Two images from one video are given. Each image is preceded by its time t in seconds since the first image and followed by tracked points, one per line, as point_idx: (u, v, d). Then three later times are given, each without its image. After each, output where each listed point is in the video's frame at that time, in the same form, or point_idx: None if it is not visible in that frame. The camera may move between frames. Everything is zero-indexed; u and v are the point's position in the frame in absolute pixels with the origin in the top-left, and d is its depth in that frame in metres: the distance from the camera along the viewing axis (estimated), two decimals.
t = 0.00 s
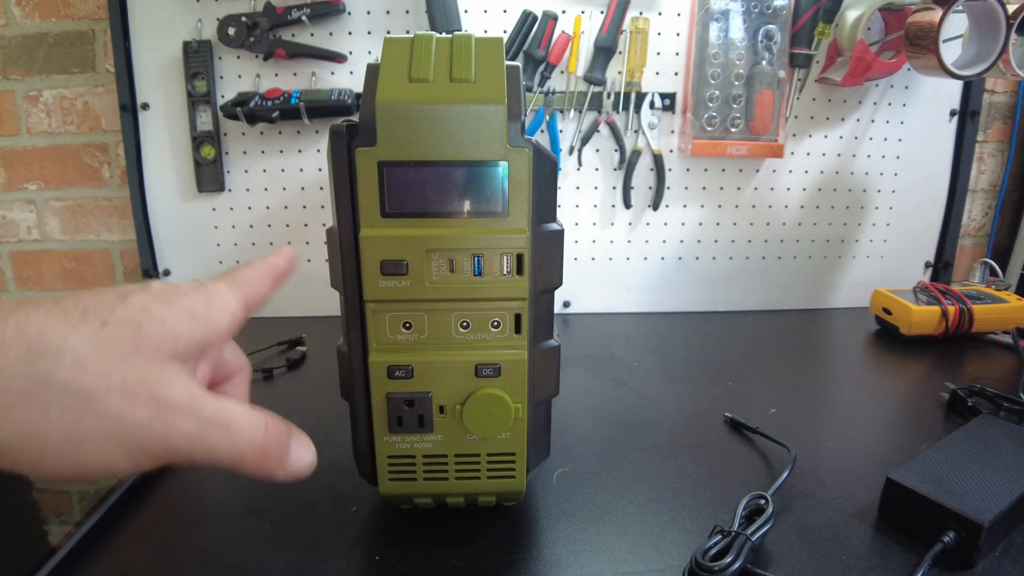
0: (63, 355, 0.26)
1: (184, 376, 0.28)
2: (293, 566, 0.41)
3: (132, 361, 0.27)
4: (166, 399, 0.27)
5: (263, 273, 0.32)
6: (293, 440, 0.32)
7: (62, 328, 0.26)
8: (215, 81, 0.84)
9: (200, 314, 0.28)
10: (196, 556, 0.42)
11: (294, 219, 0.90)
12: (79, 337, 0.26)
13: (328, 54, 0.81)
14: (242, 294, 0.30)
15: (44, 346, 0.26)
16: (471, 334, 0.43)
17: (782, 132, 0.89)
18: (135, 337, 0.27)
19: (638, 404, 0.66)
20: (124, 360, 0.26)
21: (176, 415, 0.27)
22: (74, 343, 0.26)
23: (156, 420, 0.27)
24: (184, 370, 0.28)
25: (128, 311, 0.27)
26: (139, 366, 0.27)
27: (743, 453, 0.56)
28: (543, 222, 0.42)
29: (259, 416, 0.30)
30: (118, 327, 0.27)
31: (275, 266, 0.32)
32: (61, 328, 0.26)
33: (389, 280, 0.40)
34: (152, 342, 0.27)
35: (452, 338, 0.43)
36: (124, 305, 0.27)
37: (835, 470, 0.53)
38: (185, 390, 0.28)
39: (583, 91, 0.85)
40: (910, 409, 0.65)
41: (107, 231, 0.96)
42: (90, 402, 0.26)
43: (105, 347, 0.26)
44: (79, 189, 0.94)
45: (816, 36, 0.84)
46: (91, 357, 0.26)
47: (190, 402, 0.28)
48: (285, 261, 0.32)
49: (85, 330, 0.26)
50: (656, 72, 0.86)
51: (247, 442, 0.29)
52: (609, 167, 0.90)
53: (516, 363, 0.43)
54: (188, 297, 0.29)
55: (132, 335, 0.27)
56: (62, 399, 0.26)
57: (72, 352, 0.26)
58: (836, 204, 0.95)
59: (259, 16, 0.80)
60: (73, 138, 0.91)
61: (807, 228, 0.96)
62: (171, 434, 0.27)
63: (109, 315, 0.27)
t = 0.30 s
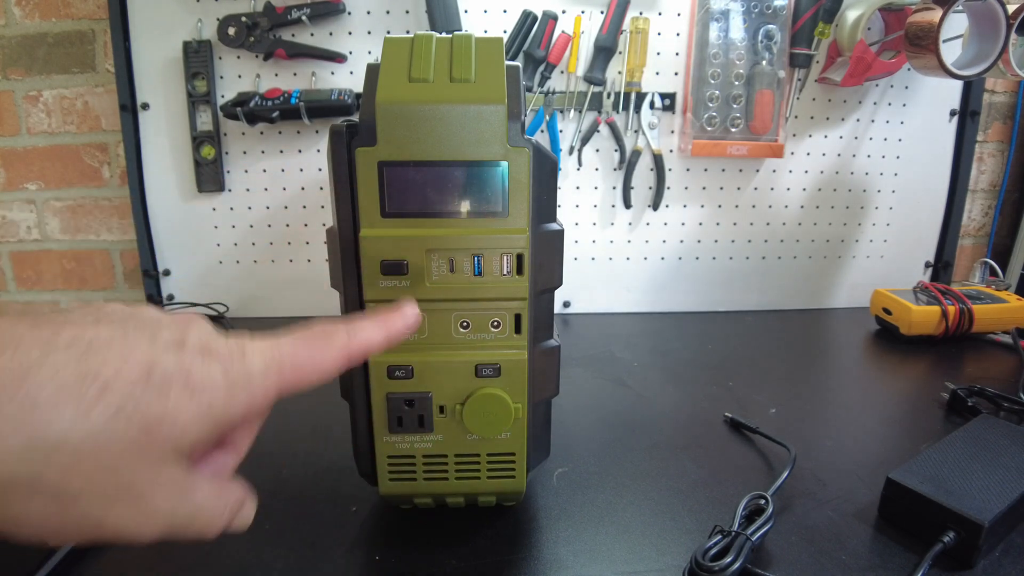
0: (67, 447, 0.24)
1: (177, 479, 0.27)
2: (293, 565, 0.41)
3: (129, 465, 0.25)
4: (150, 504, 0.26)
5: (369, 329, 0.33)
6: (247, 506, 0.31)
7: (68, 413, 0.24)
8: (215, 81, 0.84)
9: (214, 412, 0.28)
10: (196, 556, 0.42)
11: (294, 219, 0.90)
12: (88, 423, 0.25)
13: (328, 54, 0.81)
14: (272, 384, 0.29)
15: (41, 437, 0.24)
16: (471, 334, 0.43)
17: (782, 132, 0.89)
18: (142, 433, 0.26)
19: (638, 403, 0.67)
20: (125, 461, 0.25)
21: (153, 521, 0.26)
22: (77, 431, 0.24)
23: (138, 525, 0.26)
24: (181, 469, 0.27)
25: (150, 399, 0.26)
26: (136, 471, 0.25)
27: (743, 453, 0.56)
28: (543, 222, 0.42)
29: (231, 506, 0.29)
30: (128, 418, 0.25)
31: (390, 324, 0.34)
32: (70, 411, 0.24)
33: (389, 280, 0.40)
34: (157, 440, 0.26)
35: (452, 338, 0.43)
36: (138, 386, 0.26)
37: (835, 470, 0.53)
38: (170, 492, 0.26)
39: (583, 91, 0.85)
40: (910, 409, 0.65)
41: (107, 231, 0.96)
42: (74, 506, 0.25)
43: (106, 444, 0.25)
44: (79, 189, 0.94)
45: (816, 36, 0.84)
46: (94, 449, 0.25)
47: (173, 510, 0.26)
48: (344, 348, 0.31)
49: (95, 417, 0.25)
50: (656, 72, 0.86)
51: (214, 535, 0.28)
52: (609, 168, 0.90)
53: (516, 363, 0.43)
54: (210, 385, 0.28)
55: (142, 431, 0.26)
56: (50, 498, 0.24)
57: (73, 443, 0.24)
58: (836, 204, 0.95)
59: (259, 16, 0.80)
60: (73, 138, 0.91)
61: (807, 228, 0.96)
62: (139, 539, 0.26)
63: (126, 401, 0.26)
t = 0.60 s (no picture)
0: (88, 403, 0.30)
1: (180, 436, 0.33)
2: (293, 565, 0.41)
3: (138, 421, 0.31)
4: (159, 459, 0.32)
5: (336, 300, 0.38)
6: (237, 481, 0.38)
7: (86, 374, 0.30)
8: (215, 81, 0.84)
9: (209, 376, 0.33)
10: (196, 556, 0.42)
11: (295, 219, 0.90)
12: (103, 383, 0.30)
13: (328, 54, 0.81)
14: (255, 356, 0.35)
15: (67, 393, 0.29)
16: (471, 333, 0.43)
17: (783, 132, 0.89)
18: (148, 393, 0.31)
19: (637, 403, 0.67)
20: (134, 419, 0.31)
21: (161, 474, 0.32)
22: (93, 390, 0.30)
23: (148, 475, 0.32)
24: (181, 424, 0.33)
25: (152, 362, 0.31)
26: (146, 425, 0.32)
27: (743, 453, 0.56)
28: (543, 222, 0.42)
29: (223, 467, 0.36)
30: (138, 379, 0.31)
31: (354, 296, 0.38)
32: (87, 372, 0.30)
33: (389, 280, 0.40)
34: (161, 403, 0.32)
35: (452, 338, 0.43)
36: (142, 351, 0.31)
37: (835, 470, 0.53)
38: (175, 448, 0.33)
39: (583, 91, 0.85)
40: (910, 409, 0.65)
41: (107, 231, 0.96)
42: (96, 456, 0.31)
43: (119, 402, 0.31)
44: (79, 189, 0.94)
45: (816, 36, 0.84)
46: (110, 405, 0.30)
47: (178, 462, 0.33)
48: (316, 322, 0.37)
49: (108, 378, 0.30)
50: (656, 72, 0.86)
51: (211, 494, 0.35)
52: (609, 167, 0.90)
53: (515, 363, 0.43)
54: (205, 351, 0.33)
55: (148, 389, 0.31)
56: (74, 445, 0.30)
57: (91, 401, 0.30)
58: (836, 204, 0.95)
59: (259, 16, 0.80)
60: (73, 138, 0.91)
61: (807, 228, 0.96)
62: (150, 489, 0.33)
63: (131, 364, 0.31)
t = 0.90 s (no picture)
0: (87, 439, 0.27)
1: (182, 475, 0.29)
2: (293, 566, 0.41)
3: (139, 459, 0.28)
4: (156, 497, 0.28)
5: (336, 349, 0.38)
6: (254, 531, 0.31)
7: (87, 411, 0.28)
8: (215, 81, 0.84)
9: (209, 418, 0.32)
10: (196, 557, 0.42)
11: (295, 219, 0.90)
12: (104, 421, 0.28)
13: (328, 54, 0.81)
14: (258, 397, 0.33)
15: (65, 431, 0.27)
16: (471, 333, 0.43)
17: (782, 132, 0.89)
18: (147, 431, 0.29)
19: (638, 403, 0.66)
20: (132, 455, 0.28)
21: (160, 514, 0.28)
22: (94, 425, 0.28)
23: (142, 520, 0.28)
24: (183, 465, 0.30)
25: (154, 401, 0.30)
26: (144, 462, 0.28)
27: (743, 453, 0.56)
28: (543, 221, 0.42)
29: (233, 513, 0.30)
30: (137, 419, 0.29)
31: (351, 344, 0.39)
32: (89, 407, 0.28)
33: (389, 280, 0.40)
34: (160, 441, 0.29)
35: (452, 338, 0.43)
36: (147, 389, 0.30)
37: (835, 470, 0.53)
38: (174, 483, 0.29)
39: (583, 91, 0.85)
40: (910, 409, 0.65)
41: (107, 231, 0.96)
42: (92, 499, 0.27)
43: (118, 441, 0.28)
44: (79, 189, 0.94)
45: (816, 36, 0.84)
46: (110, 443, 0.28)
47: (176, 504, 0.28)
48: (316, 370, 0.36)
49: (109, 416, 0.28)
50: (656, 72, 0.86)
51: (217, 543, 0.29)
52: (609, 167, 0.90)
53: (515, 363, 0.43)
54: (205, 393, 0.32)
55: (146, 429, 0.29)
56: (68, 487, 0.27)
57: (91, 436, 0.28)
58: (836, 204, 0.95)
59: (259, 16, 0.80)
60: (73, 138, 0.91)
61: (807, 228, 0.96)
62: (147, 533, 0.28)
63: (134, 402, 0.29)
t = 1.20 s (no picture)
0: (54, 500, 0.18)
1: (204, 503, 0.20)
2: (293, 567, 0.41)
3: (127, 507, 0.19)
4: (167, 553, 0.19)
5: (334, 259, 0.34)
6: (298, 534, 0.33)
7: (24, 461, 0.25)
8: (215, 81, 0.84)
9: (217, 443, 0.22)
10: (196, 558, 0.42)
11: (295, 219, 0.90)
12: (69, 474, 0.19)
13: (328, 54, 0.81)
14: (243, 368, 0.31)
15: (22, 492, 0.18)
16: (471, 334, 0.43)
17: (782, 132, 0.89)
18: (98, 466, 0.26)
19: (638, 404, 0.66)
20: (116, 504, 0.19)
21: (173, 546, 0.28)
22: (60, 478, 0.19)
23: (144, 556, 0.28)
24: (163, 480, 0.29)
25: (114, 415, 0.27)
26: (110, 498, 0.27)
27: (743, 454, 0.56)
28: (543, 222, 0.42)
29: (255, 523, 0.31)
30: (75, 458, 0.26)
31: (358, 242, 0.35)
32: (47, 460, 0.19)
33: (389, 280, 0.40)
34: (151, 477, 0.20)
35: (452, 338, 0.43)
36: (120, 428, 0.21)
37: (835, 470, 0.53)
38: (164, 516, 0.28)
39: (583, 91, 0.85)
40: (910, 409, 0.65)
41: (107, 231, 0.96)
42: None
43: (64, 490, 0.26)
44: (79, 189, 0.94)
45: (816, 36, 0.84)
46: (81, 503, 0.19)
47: (176, 526, 0.28)
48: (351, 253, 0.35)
49: (42, 464, 0.25)
50: (656, 72, 0.86)
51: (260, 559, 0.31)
52: (609, 167, 0.90)
53: (515, 363, 0.43)
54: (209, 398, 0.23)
55: (97, 464, 0.26)
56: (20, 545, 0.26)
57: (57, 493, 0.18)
58: (836, 204, 0.95)
59: (259, 16, 0.80)
60: (73, 138, 0.91)
61: (807, 228, 0.96)
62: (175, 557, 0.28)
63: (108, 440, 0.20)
